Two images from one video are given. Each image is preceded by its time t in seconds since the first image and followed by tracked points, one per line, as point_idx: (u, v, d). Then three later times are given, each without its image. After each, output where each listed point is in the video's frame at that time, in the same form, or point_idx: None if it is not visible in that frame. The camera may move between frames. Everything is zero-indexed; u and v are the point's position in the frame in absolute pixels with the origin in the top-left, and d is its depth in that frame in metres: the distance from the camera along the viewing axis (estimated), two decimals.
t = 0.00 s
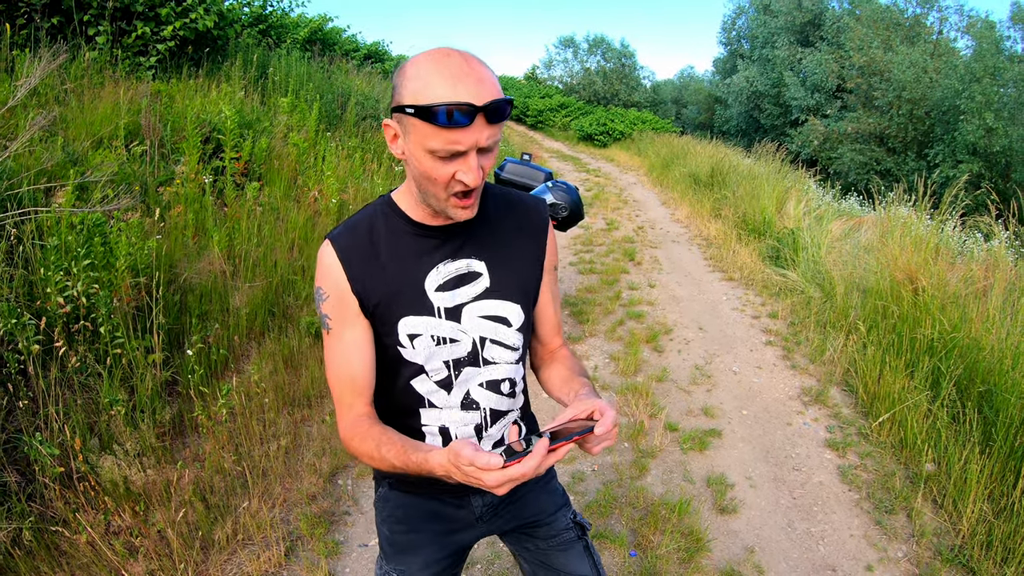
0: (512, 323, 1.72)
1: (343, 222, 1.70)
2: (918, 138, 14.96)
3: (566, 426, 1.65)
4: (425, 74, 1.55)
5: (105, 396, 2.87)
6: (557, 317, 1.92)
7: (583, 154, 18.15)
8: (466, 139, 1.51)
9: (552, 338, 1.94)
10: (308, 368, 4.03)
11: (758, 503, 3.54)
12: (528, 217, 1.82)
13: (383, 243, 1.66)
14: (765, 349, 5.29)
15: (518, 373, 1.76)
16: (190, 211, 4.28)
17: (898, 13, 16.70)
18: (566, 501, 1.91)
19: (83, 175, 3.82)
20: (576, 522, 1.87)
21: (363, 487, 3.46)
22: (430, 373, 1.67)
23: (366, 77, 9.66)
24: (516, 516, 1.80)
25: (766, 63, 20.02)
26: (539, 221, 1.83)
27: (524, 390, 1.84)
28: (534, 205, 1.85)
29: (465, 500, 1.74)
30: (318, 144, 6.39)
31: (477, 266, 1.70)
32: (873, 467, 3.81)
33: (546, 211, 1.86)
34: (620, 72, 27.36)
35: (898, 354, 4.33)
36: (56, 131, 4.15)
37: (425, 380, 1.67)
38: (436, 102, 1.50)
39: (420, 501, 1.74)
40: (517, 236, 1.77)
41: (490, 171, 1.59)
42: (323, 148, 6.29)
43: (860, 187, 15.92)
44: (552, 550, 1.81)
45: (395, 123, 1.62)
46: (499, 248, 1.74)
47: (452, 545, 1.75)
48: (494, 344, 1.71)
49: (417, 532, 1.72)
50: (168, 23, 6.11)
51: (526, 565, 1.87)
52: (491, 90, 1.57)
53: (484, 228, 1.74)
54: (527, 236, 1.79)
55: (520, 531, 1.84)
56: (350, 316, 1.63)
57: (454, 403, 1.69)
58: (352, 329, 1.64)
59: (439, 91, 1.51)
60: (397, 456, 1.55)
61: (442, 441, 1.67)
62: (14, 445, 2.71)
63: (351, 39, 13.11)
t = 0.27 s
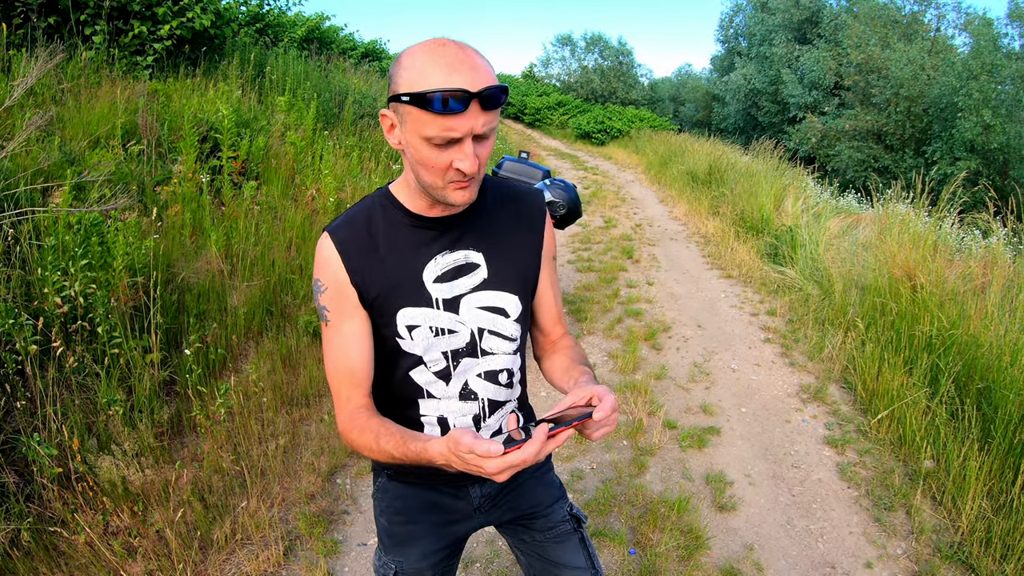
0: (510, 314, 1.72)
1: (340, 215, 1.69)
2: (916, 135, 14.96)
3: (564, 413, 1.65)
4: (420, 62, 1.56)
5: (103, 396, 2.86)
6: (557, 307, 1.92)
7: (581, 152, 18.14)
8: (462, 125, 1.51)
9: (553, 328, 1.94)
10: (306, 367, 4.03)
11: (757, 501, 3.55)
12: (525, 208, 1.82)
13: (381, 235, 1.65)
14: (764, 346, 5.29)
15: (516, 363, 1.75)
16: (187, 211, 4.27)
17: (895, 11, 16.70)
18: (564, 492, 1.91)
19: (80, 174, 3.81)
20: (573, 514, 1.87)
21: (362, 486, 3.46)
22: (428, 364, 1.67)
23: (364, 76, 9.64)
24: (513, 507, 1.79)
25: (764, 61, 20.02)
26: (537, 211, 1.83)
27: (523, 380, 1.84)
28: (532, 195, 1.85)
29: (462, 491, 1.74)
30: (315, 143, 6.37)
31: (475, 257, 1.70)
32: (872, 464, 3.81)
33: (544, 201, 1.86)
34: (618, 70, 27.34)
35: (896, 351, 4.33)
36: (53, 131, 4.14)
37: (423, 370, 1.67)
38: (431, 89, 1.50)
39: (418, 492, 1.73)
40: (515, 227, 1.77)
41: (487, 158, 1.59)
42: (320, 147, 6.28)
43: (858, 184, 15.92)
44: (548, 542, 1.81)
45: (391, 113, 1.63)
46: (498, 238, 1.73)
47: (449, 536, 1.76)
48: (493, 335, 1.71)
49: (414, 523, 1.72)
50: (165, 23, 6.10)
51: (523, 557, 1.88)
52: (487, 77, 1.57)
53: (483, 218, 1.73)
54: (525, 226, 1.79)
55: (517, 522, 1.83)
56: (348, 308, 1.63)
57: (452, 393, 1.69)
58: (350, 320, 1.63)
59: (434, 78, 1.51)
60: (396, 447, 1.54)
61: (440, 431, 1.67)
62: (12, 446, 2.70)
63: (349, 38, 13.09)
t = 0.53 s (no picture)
0: (515, 314, 1.71)
1: (344, 212, 1.68)
2: (915, 133, 14.96)
3: (569, 420, 1.63)
4: (429, 61, 1.54)
5: (102, 397, 2.86)
6: (558, 305, 1.91)
7: (580, 150, 18.13)
8: (471, 127, 1.50)
9: (554, 325, 1.93)
10: (305, 366, 4.02)
11: (757, 499, 3.55)
12: (531, 206, 1.80)
13: (386, 234, 1.64)
14: (764, 344, 5.29)
15: (520, 363, 1.75)
16: (186, 210, 4.26)
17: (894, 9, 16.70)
18: (565, 486, 1.90)
19: (79, 174, 3.80)
20: (574, 508, 1.86)
21: (362, 485, 3.45)
22: (432, 363, 1.67)
23: (363, 75, 9.63)
24: (515, 502, 1.79)
25: (763, 59, 20.01)
26: (542, 208, 1.82)
27: (526, 376, 1.83)
28: (537, 192, 1.84)
29: (464, 487, 1.73)
30: (314, 142, 6.36)
31: (480, 256, 1.69)
32: (872, 462, 3.81)
33: (550, 199, 1.85)
34: (617, 68, 27.33)
35: (896, 349, 4.33)
36: (51, 131, 4.13)
37: (427, 369, 1.67)
38: (441, 89, 1.49)
39: (419, 488, 1.73)
40: (520, 226, 1.76)
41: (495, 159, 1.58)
42: (319, 146, 6.27)
43: (857, 182, 15.92)
44: (549, 536, 1.81)
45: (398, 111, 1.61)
46: (503, 237, 1.73)
47: (451, 531, 1.75)
48: (497, 334, 1.70)
49: (415, 519, 1.72)
50: (163, 22, 6.09)
51: (524, 551, 1.88)
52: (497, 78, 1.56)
53: (488, 216, 1.72)
54: (530, 224, 1.78)
55: (518, 517, 1.83)
56: (353, 307, 1.62)
57: (456, 392, 1.69)
58: (355, 319, 1.63)
59: (444, 79, 1.50)
60: (401, 448, 1.54)
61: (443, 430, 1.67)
62: (11, 446, 2.70)
63: (347, 37, 13.08)
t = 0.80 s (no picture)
0: (521, 310, 1.71)
1: (350, 208, 1.68)
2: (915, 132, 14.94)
3: (571, 418, 1.63)
4: (430, 54, 1.54)
5: (102, 396, 2.85)
6: (565, 304, 1.89)
7: (580, 149, 18.10)
8: (471, 117, 1.49)
9: (559, 324, 1.91)
10: (306, 365, 4.02)
11: (759, 497, 3.54)
12: (537, 203, 1.80)
13: (390, 230, 1.63)
14: (765, 343, 5.28)
15: (526, 360, 1.74)
16: (186, 209, 4.25)
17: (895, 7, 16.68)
18: (575, 492, 1.90)
19: (79, 173, 3.79)
20: (584, 514, 1.86)
21: (363, 484, 3.45)
22: (439, 361, 1.65)
23: (363, 73, 9.62)
24: (523, 508, 1.78)
25: (763, 57, 19.98)
26: (549, 205, 1.81)
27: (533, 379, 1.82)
28: (543, 189, 1.83)
29: (471, 492, 1.73)
30: (314, 141, 6.35)
31: (485, 251, 1.68)
32: (874, 461, 3.80)
33: (556, 195, 1.84)
34: (617, 67, 27.31)
35: (898, 347, 4.32)
36: (50, 130, 4.12)
37: (434, 367, 1.65)
38: (442, 80, 1.49)
39: (426, 493, 1.72)
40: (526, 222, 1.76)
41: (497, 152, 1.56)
42: (319, 144, 6.26)
43: (857, 181, 15.89)
44: (559, 543, 1.81)
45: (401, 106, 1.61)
46: (509, 232, 1.72)
47: (459, 537, 1.75)
48: (504, 331, 1.70)
49: (423, 524, 1.72)
50: (163, 21, 6.07)
51: (533, 557, 1.87)
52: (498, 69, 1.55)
53: (493, 212, 1.72)
54: (536, 220, 1.78)
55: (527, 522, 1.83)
56: (358, 304, 1.62)
57: (463, 390, 1.68)
58: (360, 317, 1.63)
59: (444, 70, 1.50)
60: (405, 448, 1.53)
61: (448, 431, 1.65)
62: (11, 446, 2.69)
63: (347, 36, 13.07)
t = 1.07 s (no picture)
0: (515, 309, 1.70)
1: (345, 210, 1.70)
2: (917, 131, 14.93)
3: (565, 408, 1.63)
4: (418, 57, 1.55)
5: (104, 395, 2.85)
6: (562, 301, 1.89)
7: (581, 148, 18.08)
8: (458, 118, 1.49)
9: (557, 322, 1.90)
10: (307, 364, 4.02)
11: (761, 497, 3.53)
12: (532, 202, 1.78)
13: (384, 229, 1.64)
14: (766, 342, 5.28)
15: (521, 359, 1.73)
16: (187, 207, 4.25)
17: (896, 6, 16.66)
18: (573, 491, 1.90)
19: (80, 172, 3.78)
20: (582, 513, 1.85)
21: (364, 483, 3.44)
22: (432, 360, 1.65)
23: (364, 72, 9.61)
24: (521, 506, 1.78)
25: (764, 56, 19.96)
26: (544, 204, 1.80)
27: (531, 375, 1.81)
28: (539, 188, 1.81)
29: (469, 489, 1.73)
30: (315, 139, 6.34)
31: (478, 252, 1.67)
32: (876, 460, 3.79)
33: (552, 194, 1.82)
34: (618, 66, 27.29)
35: (900, 346, 4.32)
36: (52, 128, 4.12)
37: (427, 366, 1.65)
38: (429, 82, 1.49)
39: (424, 490, 1.72)
40: (521, 222, 1.74)
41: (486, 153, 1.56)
42: (321, 143, 6.25)
43: (859, 180, 15.87)
44: (556, 541, 1.80)
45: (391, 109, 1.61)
46: (503, 232, 1.71)
47: (456, 534, 1.74)
48: (498, 330, 1.69)
49: (420, 521, 1.71)
50: (164, 19, 6.07)
51: (532, 556, 1.87)
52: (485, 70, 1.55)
53: (487, 213, 1.71)
54: (531, 220, 1.76)
55: (525, 521, 1.82)
56: (352, 302, 1.63)
57: (457, 389, 1.67)
58: (354, 315, 1.63)
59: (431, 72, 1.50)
60: (395, 442, 1.53)
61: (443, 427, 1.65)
62: (13, 445, 2.69)
63: (349, 35, 13.06)
